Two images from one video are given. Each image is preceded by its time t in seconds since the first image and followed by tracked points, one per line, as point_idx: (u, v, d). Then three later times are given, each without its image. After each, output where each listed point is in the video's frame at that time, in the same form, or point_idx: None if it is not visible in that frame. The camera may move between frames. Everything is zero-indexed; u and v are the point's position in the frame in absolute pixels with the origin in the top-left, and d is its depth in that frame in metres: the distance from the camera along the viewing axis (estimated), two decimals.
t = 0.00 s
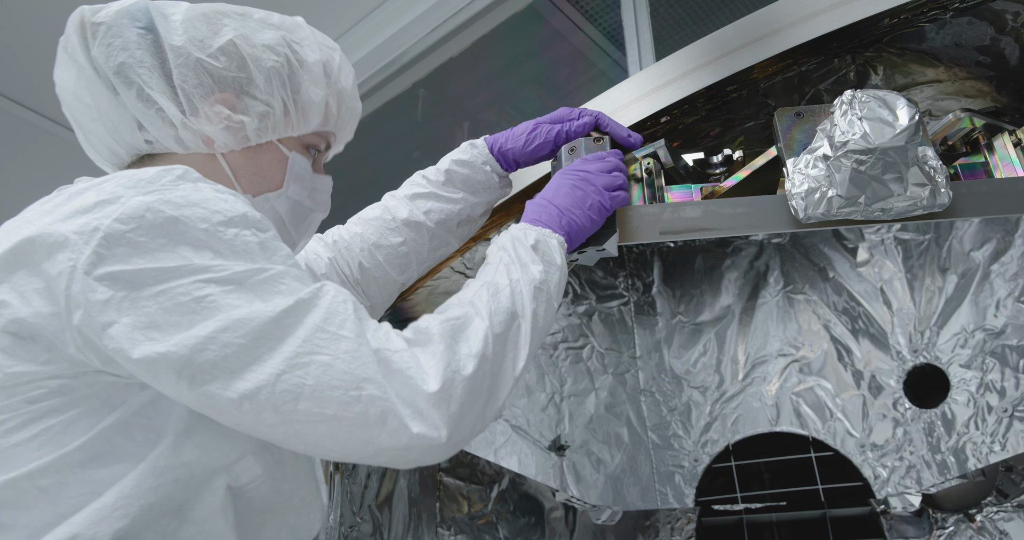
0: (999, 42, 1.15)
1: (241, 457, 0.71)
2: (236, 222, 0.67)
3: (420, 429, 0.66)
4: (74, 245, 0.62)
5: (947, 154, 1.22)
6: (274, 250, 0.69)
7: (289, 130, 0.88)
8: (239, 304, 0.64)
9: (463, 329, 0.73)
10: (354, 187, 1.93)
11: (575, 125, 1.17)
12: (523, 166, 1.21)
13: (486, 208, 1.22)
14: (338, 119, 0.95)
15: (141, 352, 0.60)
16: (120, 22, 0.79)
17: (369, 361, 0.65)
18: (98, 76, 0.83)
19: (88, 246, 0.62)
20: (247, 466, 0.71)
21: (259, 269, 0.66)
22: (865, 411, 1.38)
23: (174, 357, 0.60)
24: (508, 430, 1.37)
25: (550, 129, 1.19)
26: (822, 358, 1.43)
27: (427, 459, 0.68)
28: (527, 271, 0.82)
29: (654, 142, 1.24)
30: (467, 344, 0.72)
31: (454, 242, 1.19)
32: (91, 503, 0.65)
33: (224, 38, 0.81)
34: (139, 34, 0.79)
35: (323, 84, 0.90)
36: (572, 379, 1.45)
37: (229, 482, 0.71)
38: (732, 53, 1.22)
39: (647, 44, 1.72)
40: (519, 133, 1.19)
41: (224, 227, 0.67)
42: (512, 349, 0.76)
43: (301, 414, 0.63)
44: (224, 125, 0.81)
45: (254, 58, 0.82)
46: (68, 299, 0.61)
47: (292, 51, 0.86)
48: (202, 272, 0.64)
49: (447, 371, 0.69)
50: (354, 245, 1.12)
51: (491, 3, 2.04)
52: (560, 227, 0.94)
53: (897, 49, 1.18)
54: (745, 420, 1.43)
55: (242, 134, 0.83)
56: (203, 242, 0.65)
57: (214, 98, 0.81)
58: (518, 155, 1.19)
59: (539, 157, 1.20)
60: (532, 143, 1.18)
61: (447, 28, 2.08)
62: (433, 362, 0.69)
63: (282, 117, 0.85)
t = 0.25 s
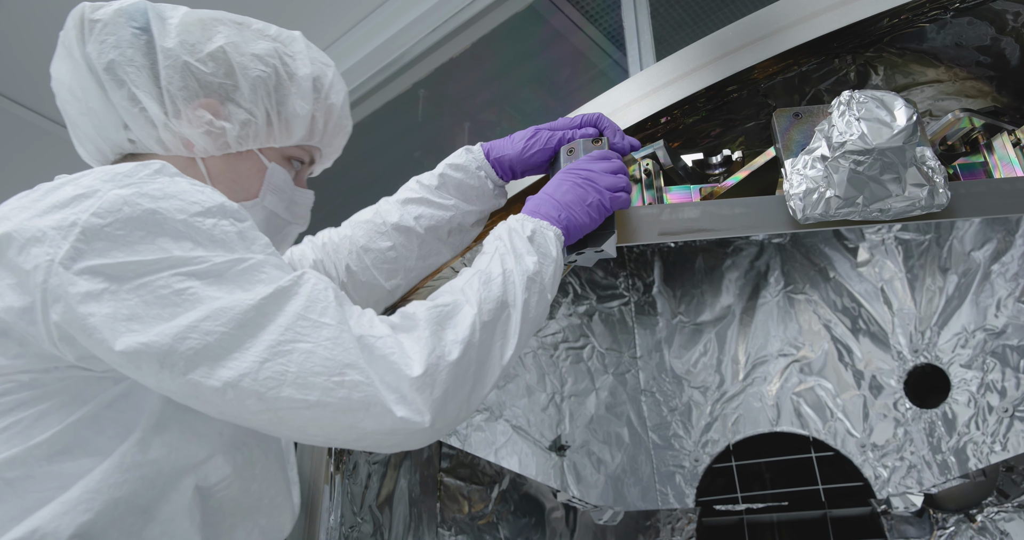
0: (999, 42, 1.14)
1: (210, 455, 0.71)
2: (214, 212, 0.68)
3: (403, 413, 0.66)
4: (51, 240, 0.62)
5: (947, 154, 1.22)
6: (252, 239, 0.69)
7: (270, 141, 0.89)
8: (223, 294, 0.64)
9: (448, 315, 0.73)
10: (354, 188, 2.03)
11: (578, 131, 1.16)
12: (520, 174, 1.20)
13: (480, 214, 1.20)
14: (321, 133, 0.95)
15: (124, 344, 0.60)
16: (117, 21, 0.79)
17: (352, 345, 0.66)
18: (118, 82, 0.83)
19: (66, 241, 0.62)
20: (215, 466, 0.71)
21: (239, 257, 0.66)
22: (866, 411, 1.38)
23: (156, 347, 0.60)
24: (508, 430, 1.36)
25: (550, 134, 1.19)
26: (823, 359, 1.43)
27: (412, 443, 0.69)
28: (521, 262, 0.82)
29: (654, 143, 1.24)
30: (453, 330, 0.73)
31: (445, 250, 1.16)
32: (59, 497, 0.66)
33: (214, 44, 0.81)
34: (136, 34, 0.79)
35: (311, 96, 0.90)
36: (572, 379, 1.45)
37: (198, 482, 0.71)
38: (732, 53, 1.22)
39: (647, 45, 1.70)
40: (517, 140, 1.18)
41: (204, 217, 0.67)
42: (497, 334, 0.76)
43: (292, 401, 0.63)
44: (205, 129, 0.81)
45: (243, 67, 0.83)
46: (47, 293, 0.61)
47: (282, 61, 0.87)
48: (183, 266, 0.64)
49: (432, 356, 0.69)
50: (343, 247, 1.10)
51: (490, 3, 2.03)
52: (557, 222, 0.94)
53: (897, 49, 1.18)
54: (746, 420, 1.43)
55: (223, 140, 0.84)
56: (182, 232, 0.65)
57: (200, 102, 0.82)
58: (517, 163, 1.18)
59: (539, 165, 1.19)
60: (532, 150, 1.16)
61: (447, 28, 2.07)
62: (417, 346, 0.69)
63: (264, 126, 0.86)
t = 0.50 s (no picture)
0: (999, 42, 1.13)
1: (187, 456, 0.68)
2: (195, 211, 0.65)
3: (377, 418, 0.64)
4: (33, 237, 0.59)
5: (942, 154, 1.21)
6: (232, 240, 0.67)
7: (244, 137, 0.86)
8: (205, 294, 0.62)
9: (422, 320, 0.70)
10: (355, 187, 2.03)
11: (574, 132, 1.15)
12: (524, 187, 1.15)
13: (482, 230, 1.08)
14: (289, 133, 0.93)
15: (106, 337, 0.58)
16: (78, 22, 0.76)
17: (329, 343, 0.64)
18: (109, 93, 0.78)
19: (50, 236, 0.59)
20: (192, 466, 0.69)
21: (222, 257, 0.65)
22: (866, 411, 1.38)
23: (137, 341, 0.58)
24: (508, 430, 1.37)
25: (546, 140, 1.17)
26: (823, 358, 1.43)
27: (385, 445, 0.67)
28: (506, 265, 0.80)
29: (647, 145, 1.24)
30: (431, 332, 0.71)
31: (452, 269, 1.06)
32: (33, 492, 0.62)
33: (187, 45, 0.79)
34: (96, 37, 0.76)
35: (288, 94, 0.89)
36: (572, 379, 1.46)
37: (175, 483, 0.68)
38: (732, 53, 1.22)
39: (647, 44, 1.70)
40: (512, 149, 1.16)
41: (187, 218, 0.65)
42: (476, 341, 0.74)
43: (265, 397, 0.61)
44: (187, 126, 0.79)
45: (218, 67, 0.81)
46: (26, 287, 0.58)
47: (253, 63, 0.84)
48: (146, 259, 0.61)
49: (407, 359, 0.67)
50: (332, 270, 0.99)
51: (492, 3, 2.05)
52: (548, 225, 0.93)
53: (897, 49, 1.18)
54: (746, 420, 1.43)
55: (202, 137, 0.81)
56: (166, 231, 0.63)
57: (178, 101, 0.79)
58: (514, 170, 1.15)
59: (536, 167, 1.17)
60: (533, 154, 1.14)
61: (446, 28, 2.07)
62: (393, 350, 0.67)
63: (240, 123, 0.83)
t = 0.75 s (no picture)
0: (999, 41, 1.13)
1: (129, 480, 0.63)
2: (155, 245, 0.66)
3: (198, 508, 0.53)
4: None
5: (935, 151, 1.23)
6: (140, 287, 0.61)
7: (220, 163, 0.90)
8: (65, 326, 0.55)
9: (385, 382, 0.66)
10: (355, 187, 2.06)
11: (564, 136, 1.11)
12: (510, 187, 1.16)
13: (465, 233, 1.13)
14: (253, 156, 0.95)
15: None
16: (60, 51, 0.78)
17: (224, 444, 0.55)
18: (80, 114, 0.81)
19: None
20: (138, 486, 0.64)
21: (138, 298, 0.60)
22: (866, 411, 1.38)
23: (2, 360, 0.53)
24: (508, 430, 1.37)
25: (536, 142, 1.13)
26: (823, 358, 1.43)
27: None
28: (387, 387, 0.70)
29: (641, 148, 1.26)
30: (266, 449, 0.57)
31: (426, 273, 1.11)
32: None
33: (171, 76, 0.83)
34: (81, 65, 0.78)
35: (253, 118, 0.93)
36: (572, 379, 1.45)
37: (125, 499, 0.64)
38: (732, 53, 1.22)
39: (648, 44, 1.66)
40: (503, 152, 1.14)
41: (105, 262, 0.60)
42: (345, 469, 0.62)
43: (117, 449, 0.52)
44: (176, 152, 0.82)
45: (201, 97, 0.85)
46: None
47: (227, 96, 0.88)
48: None
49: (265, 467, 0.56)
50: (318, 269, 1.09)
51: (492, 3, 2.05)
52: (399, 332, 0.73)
53: (897, 49, 1.17)
54: (746, 420, 1.43)
55: (188, 163, 0.84)
56: (58, 262, 0.58)
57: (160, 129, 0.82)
58: (507, 173, 1.13)
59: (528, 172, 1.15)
60: (521, 159, 1.11)
61: (446, 29, 2.10)
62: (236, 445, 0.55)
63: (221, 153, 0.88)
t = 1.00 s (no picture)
0: (999, 41, 1.13)
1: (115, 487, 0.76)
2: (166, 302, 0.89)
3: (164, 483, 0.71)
4: None
5: (931, 150, 1.23)
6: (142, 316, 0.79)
7: (171, 160, 0.97)
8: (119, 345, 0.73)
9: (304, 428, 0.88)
10: (356, 187, 2.06)
11: (552, 135, 1.08)
12: (501, 185, 1.17)
13: (448, 229, 1.15)
14: (211, 149, 1.02)
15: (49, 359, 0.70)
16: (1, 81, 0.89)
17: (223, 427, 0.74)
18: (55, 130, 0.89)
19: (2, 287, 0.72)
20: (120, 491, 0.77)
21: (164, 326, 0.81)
22: (866, 411, 1.38)
23: (65, 365, 0.70)
24: (508, 429, 1.38)
25: (528, 141, 1.11)
26: (823, 358, 1.43)
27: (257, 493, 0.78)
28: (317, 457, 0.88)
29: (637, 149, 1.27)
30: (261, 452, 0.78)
31: (403, 264, 1.12)
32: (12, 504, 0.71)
33: (104, 83, 0.91)
34: (18, 88, 0.88)
35: (198, 119, 0.98)
36: (572, 378, 1.45)
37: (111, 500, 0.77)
38: (731, 53, 1.22)
39: (648, 44, 1.64)
40: (496, 151, 1.15)
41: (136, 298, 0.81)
42: (267, 501, 0.79)
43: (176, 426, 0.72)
44: (113, 156, 0.90)
45: (135, 98, 0.93)
46: None
47: (166, 94, 0.96)
48: (24, 297, 0.73)
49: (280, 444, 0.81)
50: (298, 259, 1.11)
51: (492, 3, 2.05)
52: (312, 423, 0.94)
53: (897, 48, 1.16)
54: (746, 419, 1.43)
55: (130, 164, 0.92)
56: (82, 289, 0.76)
57: (101, 135, 0.91)
58: (496, 174, 1.14)
59: (520, 173, 1.14)
60: (511, 158, 1.11)
61: (446, 28, 2.10)
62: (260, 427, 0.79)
63: (163, 147, 0.94)
